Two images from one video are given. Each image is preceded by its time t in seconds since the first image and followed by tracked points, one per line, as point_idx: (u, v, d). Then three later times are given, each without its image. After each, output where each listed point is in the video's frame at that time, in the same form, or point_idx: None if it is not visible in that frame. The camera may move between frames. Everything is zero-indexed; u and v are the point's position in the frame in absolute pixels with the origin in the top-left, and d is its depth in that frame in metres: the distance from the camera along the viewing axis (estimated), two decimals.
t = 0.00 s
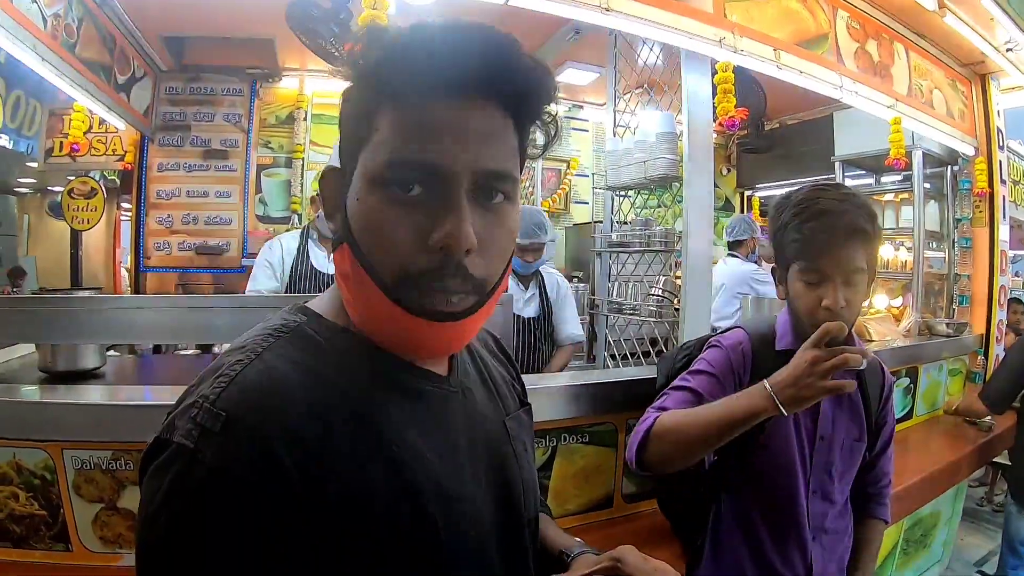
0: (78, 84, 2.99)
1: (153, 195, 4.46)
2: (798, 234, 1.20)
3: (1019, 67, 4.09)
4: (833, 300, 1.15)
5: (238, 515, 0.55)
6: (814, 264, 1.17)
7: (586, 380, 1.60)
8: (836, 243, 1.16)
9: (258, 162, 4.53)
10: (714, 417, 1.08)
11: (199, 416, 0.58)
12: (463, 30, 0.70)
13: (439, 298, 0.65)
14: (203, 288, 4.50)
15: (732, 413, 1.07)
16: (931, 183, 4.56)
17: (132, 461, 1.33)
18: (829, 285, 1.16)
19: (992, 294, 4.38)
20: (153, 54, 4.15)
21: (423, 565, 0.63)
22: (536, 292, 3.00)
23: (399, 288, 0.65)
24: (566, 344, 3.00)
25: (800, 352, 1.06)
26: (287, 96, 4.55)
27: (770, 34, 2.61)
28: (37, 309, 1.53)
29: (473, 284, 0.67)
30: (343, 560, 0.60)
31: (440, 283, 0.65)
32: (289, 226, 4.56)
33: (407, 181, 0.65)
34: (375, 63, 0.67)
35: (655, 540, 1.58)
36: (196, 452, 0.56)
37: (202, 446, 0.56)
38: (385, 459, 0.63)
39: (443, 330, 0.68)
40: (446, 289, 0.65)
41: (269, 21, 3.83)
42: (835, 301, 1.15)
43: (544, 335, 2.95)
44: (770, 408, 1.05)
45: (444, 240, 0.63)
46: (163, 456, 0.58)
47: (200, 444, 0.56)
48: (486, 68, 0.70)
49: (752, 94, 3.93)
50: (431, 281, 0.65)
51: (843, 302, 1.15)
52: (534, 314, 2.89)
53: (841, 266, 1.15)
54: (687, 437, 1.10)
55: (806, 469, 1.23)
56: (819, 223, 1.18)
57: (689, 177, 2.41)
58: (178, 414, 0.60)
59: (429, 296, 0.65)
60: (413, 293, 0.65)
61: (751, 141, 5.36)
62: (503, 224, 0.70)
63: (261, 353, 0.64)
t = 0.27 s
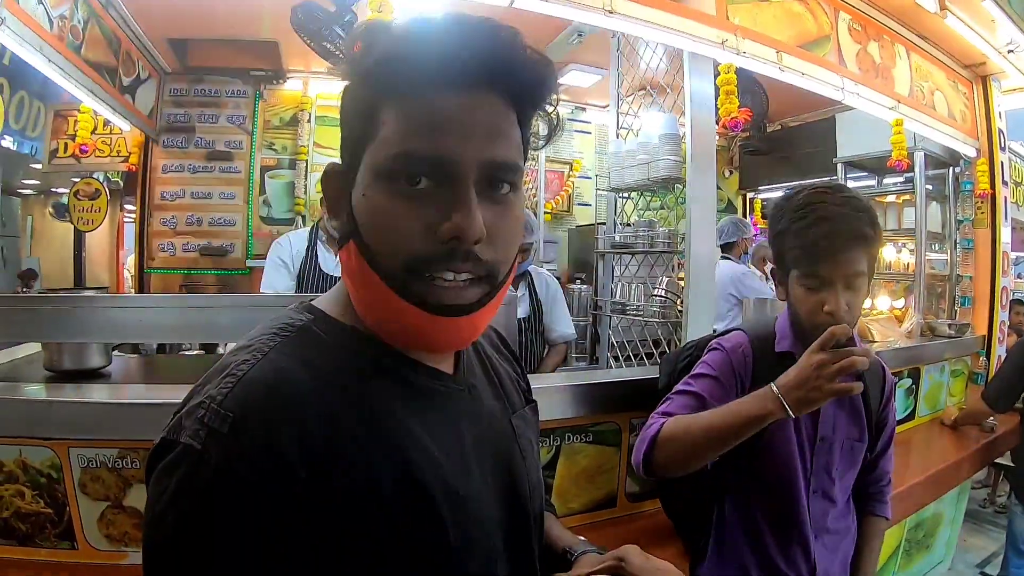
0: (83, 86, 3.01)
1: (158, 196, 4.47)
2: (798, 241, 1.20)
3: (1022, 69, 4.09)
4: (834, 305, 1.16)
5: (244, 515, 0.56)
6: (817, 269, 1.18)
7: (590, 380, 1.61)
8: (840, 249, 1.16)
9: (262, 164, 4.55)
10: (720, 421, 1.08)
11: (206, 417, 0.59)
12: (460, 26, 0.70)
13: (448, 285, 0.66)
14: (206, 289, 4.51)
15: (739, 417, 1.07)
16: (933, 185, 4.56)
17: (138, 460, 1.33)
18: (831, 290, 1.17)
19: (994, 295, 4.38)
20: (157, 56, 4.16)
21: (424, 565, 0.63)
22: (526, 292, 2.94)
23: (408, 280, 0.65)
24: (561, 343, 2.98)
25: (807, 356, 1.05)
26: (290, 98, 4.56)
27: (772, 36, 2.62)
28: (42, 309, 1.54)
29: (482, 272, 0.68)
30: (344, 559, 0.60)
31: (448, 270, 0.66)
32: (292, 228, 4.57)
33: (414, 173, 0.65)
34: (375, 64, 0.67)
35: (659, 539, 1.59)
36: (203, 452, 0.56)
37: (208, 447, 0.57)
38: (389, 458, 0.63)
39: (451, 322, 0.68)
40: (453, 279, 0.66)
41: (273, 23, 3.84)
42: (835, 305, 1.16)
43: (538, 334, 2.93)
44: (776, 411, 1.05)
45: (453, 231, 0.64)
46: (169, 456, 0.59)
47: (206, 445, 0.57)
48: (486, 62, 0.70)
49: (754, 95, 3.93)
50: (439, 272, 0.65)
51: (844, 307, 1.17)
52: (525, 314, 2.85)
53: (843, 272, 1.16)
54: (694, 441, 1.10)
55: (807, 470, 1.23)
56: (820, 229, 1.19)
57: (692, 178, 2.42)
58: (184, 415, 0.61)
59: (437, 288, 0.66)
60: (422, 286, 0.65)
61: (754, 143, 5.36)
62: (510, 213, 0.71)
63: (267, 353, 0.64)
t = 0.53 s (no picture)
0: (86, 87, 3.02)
1: (160, 197, 4.48)
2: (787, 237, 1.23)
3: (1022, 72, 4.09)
4: (825, 297, 1.17)
5: (242, 516, 0.56)
6: (807, 263, 1.20)
7: (590, 382, 1.61)
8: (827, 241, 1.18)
9: (264, 165, 4.56)
10: (716, 445, 1.10)
11: (205, 419, 0.59)
12: (460, 25, 0.71)
13: (448, 288, 0.66)
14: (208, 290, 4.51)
15: (733, 444, 1.09)
16: (934, 188, 4.56)
17: (138, 459, 1.34)
18: (823, 283, 1.18)
19: (995, 299, 4.38)
20: (160, 57, 4.17)
21: (420, 565, 0.64)
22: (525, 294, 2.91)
23: (411, 282, 0.65)
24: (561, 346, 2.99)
25: (805, 385, 1.04)
26: (293, 99, 4.57)
27: (773, 39, 2.62)
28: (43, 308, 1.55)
29: (485, 273, 0.68)
30: (341, 561, 0.60)
31: (451, 272, 0.66)
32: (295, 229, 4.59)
33: (418, 174, 0.65)
34: (377, 66, 0.67)
35: (659, 540, 1.59)
36: (200, 456, 0.56)
37: (207, 450, 0.57)
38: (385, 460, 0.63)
39: (449, 320, 0.68)
40: (455, 279, 0.66)
41: (275, 25, 3.85)
42: (827, 299, 1.17)
43: (538, 336, 2.92)
44: (768, 437, 1.06)
45: (455, 232, 0.64)
46: (168, 459, 0.59)
47: (204, 449, 0.57)
48: (487, 61, 0.71)
49: (755, 98, 3.94)
50: (442, 272, 0.65)
51: (837, 300, 1.17)
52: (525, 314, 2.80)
53: (832, 263, 1.18)
54: (689, 465, 1.12)
55: (806, 474, 1.23)
56: (808, 224, 1.21)
57: (693, 181, 2.42)
58: (182, 417, 0.61)
59: (442, 289, 0.66)
60: (425, 286, 0.65)
61: (755, 146, 5.36)
62: (511, 214, 0.71)
63: (266, 354, 0.64)
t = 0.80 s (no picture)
0: (87, 87, 3.02)
1: (161, 198, 4.49)
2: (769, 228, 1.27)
3: None
4: (809, 284, 1.21)
5: (230, 515, 0.57)
6: (789, 252, 1.24)
7: (589, 383, 1.60)
8: (807, 228, 1.22)
9: (266, 166, 4.57)
10: (712, 492, 1.14)
11: (190, 419, 0.60)
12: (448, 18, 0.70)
13: (493, 271, 0.68)
14: (209, 290, 4.52)
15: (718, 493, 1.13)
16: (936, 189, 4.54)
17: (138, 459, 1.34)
18: (805, 270, 1.22)
19: (997, 300, 4.37)
20: (161, 58, 4.18)
21: (422, 565, 0.63)
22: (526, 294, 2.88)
23: (457, 273, 0.67)
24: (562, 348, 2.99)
25: (789, 452, 1.04)
26: (294, 100, 4.58)
27: (774, 39, 2.62)
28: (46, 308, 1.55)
29: (518, 256, 0.71)
30: (336, 559, 0.60)
31: (494, 257, 0.68)
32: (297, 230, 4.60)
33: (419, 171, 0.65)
34: (371, 62, 0.66)
35: (659, 541, 1.58)
36: (186, 454, 0.58)
37: (192, 450, 0.58)
38: (375, 459, 0.63)
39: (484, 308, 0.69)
40: (494, 264, 0.68)
41: (276, 26, 3.86)
42: (812, 285, 1.21)
43: (538, 337, 2.92)
44: (755, 495, 1.10)
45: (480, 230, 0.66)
46: (155, 459, 0.60)
47: (190, 447, 0.58)
48: (484, 60, 0.70)
49: (756, 99, 3.94)
50: (485, 259, 0.67)
51: (821, 284, 1.20)
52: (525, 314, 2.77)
53: (814, 249, 1.22)
54: (693, 506, 1.17)
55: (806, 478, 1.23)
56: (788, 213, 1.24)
57: (696, 181, 2.42)
58: (170, 417, 0.62)
59: (484, 274, 0.68)
60: (473, 272, 0.67)
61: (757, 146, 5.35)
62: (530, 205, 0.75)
63: (253, 355, 0.65)
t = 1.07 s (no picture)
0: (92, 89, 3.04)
1: (166, 199, 4.51)
2: (756, 229, 1.28)
3: None
4: (796, 282, 1.21)
5: (231, 511, 0.57)
6: (775, 252, 1.25)
7: (593, 384, 1.60)
8: (791, 227, 1.23)
9: (270, 168, 4.59)
10: (702, 499, 1.15)
11: (190, 415, 0.60)
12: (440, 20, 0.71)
13: (493, 266, 0.70)
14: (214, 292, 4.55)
15: (708, 500, 1.15)
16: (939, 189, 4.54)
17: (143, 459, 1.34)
18: (792, 268, 1.22)
19: (1001, 300, 4.36)
20: (165, 61, 4.20)
21: (421, 564, 0.64)
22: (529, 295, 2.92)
23: (457, 267, 0.68)
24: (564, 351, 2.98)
25: (771, 457, 1.05)
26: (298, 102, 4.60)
27: (776, 40, 2.62)
28: (51, 308, 1.56)
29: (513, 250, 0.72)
30: (337, 559, 0.61)
31: (493, 250, 0.69)
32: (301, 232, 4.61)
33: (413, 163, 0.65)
34: (371, 60, 0.66)
35: (662, 541, 1.58)
36: (187, 450, 0.58)
37: (193, 447, 0.58)
38: (374, 456, 0.63)
39: (484, 301, 0.71)
40: (492, 258, 0.70)
41: (280, 28, 3.88)
42: (799, 283, 1.20)
43: (539, 339, 2.92)
44: (741, 501, 1.11)
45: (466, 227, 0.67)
46: (155, 456, 0.61)
47: (190, 443, 0.58)
48: (484, 62, 0.71)
49: (760, 100, 3.94)
50: (485, 253, 0.69)
51: (809, 281, 1.20)
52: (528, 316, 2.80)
53: (799, 248, 1.22)
54: (688, 513, 1.18)
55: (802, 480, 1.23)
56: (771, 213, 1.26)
57: (697, 182, 2.42)
58: (170, 414, 0.62)
59: (484, 267, 0.69)
60: (473, 264, 0.68)
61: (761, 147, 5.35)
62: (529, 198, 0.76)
63: (251, 351, 0.65)
